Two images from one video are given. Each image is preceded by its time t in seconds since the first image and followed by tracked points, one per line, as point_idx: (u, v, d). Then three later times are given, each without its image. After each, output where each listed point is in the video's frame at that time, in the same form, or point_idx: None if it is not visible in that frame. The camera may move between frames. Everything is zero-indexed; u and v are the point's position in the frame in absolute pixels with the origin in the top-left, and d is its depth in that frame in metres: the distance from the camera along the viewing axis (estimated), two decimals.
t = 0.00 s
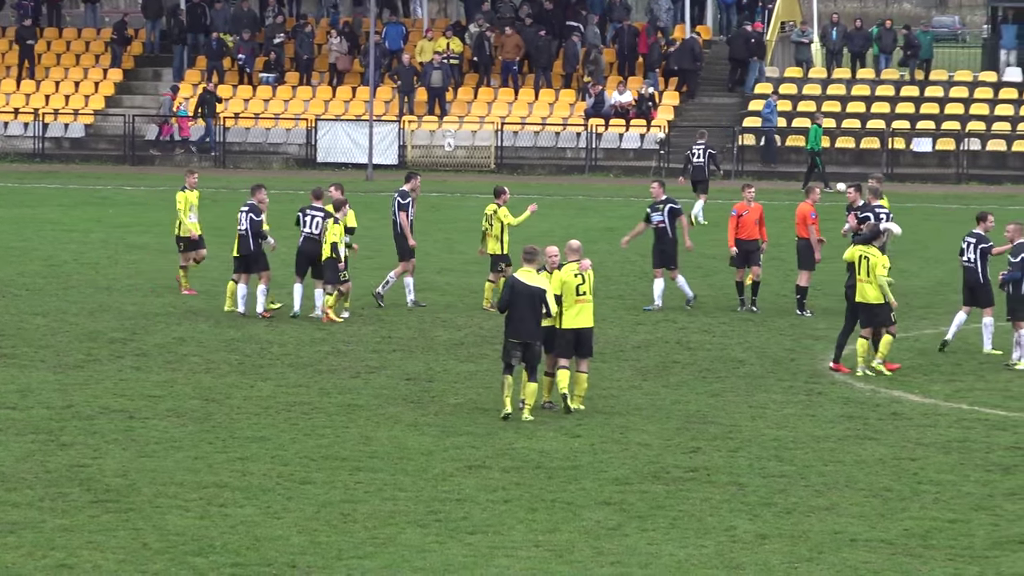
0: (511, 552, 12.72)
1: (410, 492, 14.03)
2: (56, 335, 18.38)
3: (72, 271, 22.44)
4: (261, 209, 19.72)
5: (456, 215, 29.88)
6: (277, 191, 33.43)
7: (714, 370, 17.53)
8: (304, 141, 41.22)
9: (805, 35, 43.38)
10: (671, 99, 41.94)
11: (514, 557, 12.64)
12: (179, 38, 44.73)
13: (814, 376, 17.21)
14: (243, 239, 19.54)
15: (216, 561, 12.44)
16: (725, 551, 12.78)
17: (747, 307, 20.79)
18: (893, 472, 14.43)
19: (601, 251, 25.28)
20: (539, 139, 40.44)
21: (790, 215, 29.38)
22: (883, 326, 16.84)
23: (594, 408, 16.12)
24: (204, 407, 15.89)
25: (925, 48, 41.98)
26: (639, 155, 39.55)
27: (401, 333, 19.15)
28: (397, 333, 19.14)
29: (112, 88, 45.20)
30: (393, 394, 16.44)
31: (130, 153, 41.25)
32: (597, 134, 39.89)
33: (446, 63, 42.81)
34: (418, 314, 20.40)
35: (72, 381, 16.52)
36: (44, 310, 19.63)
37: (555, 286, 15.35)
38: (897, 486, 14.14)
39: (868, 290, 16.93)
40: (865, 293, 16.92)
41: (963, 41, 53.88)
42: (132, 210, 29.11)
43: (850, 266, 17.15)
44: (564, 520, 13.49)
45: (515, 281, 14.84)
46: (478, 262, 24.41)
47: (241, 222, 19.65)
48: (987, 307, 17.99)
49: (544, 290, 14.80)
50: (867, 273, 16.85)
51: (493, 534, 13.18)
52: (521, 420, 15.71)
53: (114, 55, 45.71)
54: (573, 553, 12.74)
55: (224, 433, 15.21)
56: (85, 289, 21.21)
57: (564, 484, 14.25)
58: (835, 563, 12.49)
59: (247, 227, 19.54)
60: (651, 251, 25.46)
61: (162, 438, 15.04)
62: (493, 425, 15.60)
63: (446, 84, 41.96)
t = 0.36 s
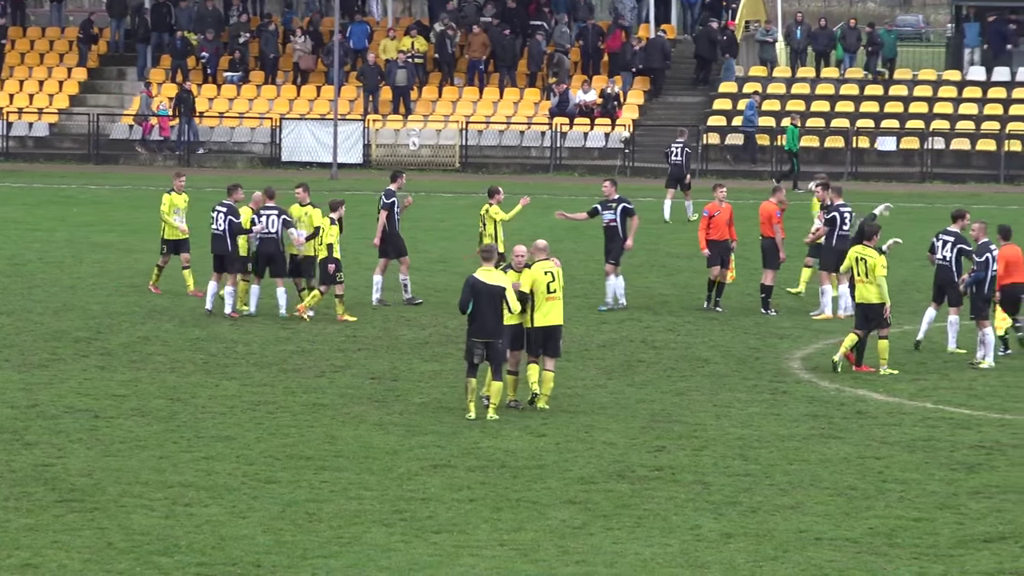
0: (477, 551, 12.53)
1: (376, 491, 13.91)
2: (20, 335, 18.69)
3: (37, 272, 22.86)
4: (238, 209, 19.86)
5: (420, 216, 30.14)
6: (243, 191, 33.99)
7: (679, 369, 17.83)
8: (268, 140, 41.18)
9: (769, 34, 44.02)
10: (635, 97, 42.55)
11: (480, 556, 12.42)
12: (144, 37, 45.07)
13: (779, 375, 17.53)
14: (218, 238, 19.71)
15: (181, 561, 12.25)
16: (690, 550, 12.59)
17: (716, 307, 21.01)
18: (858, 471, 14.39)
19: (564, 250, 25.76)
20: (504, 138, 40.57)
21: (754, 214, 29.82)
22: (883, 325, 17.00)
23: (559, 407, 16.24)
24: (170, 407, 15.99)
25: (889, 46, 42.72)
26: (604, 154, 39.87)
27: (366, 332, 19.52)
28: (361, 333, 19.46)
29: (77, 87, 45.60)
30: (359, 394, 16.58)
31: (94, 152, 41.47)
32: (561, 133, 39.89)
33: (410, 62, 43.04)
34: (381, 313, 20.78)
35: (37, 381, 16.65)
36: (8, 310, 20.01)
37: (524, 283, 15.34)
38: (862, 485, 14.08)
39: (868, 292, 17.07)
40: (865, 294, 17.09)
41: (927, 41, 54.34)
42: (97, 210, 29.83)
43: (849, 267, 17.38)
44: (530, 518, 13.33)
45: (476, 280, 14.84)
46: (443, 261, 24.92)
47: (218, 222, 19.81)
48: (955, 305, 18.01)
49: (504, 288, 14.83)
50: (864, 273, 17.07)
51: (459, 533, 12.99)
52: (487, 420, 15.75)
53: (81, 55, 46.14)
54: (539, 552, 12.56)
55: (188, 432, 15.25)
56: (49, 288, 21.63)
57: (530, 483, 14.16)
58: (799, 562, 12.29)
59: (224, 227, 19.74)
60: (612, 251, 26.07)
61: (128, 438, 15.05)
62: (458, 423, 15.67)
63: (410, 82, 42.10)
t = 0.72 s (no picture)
0: (457, 550, 12.42)
1: (356, 490, 13.83)
2: None
3: (17, 270, 22.97)
4: (226, 209, 19.77)
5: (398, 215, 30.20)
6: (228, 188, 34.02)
7: (659, 367, 17.89)
8: (248, 139, 41.04)
9: (749, 33, 43.86)
10: (614, 95, 42.58)
11: (460, 555, 12.32)
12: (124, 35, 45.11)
13: (760, 373, 17.57)
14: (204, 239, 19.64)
15: (161, 560, 12.12)
16: (671, 549, 12.47)
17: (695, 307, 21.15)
18: (839, 470, 14.36)
19: (545, 249, 25.90)
20: (484, 137, 40.71)
21: (734, 212, 29.98)
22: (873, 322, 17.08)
23: (539, 406, 16.27)
24: (149, 406, 16.01)
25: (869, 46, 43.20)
26: (584, 152, 39.87)
27: (346, 330, 19.61)
28: (341, 331, 19.57)
29: (57, 85, 45.60)
30: (339, 392, 16.65)
31: (74, 151, 41.47)
32: (540, 131, 39.93)
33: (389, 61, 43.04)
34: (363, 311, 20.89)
35: (16, 380, 16.71)
36: None
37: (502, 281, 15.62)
38: (843, 483, 14.03)
39: (865, 287, 17.34)
40: (864, 291, 17.34)
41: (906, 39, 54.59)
42: (76, 208, 29.90)
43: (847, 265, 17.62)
44: (510, 517, 13.22)
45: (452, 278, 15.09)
46: (424, 259, 25.03)
47: (205, 222, 19.66)
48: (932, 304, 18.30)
49: (481, 287, 15.03)
50: (866, 268, 17.37)
51: (439, 532, 12.87)
52: (468, 418, 15.78)
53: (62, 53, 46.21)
54: (519, 550, 12.44)
55: (168, 431, 15.25)
56: (29, 287, 21.70)
57: (510, 481, 14.08)
58: (779, 560, 12.18)
59: (211, 227, 19.67)
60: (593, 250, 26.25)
61: (108, 437, 15.04)
62: (439, 422, 15.70)
63: (390, 81, 42.21)
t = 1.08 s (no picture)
0: (448, 549, 12.43)
1: (348, 489, 13.82)
2: None
3: (8, 270, 22.96)
4: (218, 208, 19.82)
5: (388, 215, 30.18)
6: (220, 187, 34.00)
7: (650, 366, 17.89)
8: (239, 137, 41.02)
9: (739, 32, 43.67)
10: (605, 94, 42.56)
11: (451, 554, 12.32)
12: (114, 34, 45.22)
13: (750, 373, 17.57)
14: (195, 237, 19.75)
15: (152, 559, 12.12)
16: (662, 547, 12.47)
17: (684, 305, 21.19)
18: (829, 468, 14.37)
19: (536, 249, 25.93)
20: (473, 136, 40.50)
21: (724, 211, 30.02)
22: (881, 320, 17.19)
23: (529, 405, 16.29)
24: (140, 406, 16.00)
25: (860, 45, 43.17)
26: (574, 152, 39.89)
27: (337, 329, 19.62)
28: (332, 329, 19.57)
29: (47, 84, 45.63)
30: (330, 391, 16.65)
31: (65, 150, 41.51)
32: (530, 130, 40.03)
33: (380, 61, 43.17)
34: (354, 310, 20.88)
35: (7, 379, 16.71)
36: None
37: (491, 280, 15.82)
38: (833, 482, 14.03)
39: (870, 285, 17.34)
40: (869, 287, 17.34)
41: (897, 38, 54.63)
42: (66, 207, 29.85)
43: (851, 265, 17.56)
44: (501, 516, 13.22)
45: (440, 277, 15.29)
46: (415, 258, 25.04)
47: (196, 220, 19.79)
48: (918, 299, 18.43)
49: (469, 284, 15.29)
50: (869, 266, 17.34)
51: (430, 531, 12.87)
52: (458, 417, 15.81)
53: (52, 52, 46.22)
54: (510, 550, 12.42)
55: (159, 431, 15.24)
56: (19, 287, 21.67)
57: (501, 480, 14.09)
58: (770, 559, 12.19)
59: (202, 226, 19.78)
60: (584, 249, 26.27)
61: (99, 436, 15.03)
62: (429, 421, 15.70)
63: (381, 80, 42.27)
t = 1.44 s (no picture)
0: (448, 550, 12.42)
1: (347, 490, 13.81)
2: None
3: (7, 270, 22.97)
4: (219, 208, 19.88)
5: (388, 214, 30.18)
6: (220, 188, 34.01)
7: (650, 367, 17.89)
8: (239, 138, 41.03)
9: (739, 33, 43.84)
10: (605, 95, 42.57)
11: (452, 554, 12.31)
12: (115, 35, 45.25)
13: (750, 373, 17.57)
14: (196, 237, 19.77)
15: (152, 559, 12.11)
16: (662, 548, 12.47)
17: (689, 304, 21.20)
18: (830, 469, 14.36)
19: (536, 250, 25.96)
20: (473, 136, 40.55)
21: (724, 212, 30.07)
22: (897, 318, 17.31)
23: (530, 406, 16.29)
24: (139, 406, 16.00)
25: (859, 45, 43.19)
26: (574, 152, 39.96)
27: (337, 330, 19.63)
28: (332, 330, 19.57)
29: (46, 85, 45.63)
30: (330, 392, 16.65)
31: (65, 150, 41.50)
32: (530, 130, 40.00)
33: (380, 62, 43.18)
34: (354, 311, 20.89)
35: (7, 380, 16.71)
36: None
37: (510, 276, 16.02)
38: (833, 482, 14.02)
39: (878, 284, 17.33)
40: (876, 287, 17.33)
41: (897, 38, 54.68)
42: (67, 207, 29.86)
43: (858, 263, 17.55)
44: (501, 517, 13.21)
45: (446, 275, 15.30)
46: (415, 258, 25.06)
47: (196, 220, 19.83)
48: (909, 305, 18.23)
49: (474, 283, 15.30)
50: (875, 266, 17.31)
51: (430, 531, 12.86)
52: (459, 418, 15.82)
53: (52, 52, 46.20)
54: (510, 550, 12.42)
55: (159, 431, 15.24)
56: (19, 287, 21.69)
57: (501, 480, 14.09)
58: (770, 559, 12.19)
59: (202, 225, 19.79)
60: (585, 250, 26.29)
61: (99, 437, 15.03)
62: (429, 422, 15.70)
63: (381, 80, 42.27)
